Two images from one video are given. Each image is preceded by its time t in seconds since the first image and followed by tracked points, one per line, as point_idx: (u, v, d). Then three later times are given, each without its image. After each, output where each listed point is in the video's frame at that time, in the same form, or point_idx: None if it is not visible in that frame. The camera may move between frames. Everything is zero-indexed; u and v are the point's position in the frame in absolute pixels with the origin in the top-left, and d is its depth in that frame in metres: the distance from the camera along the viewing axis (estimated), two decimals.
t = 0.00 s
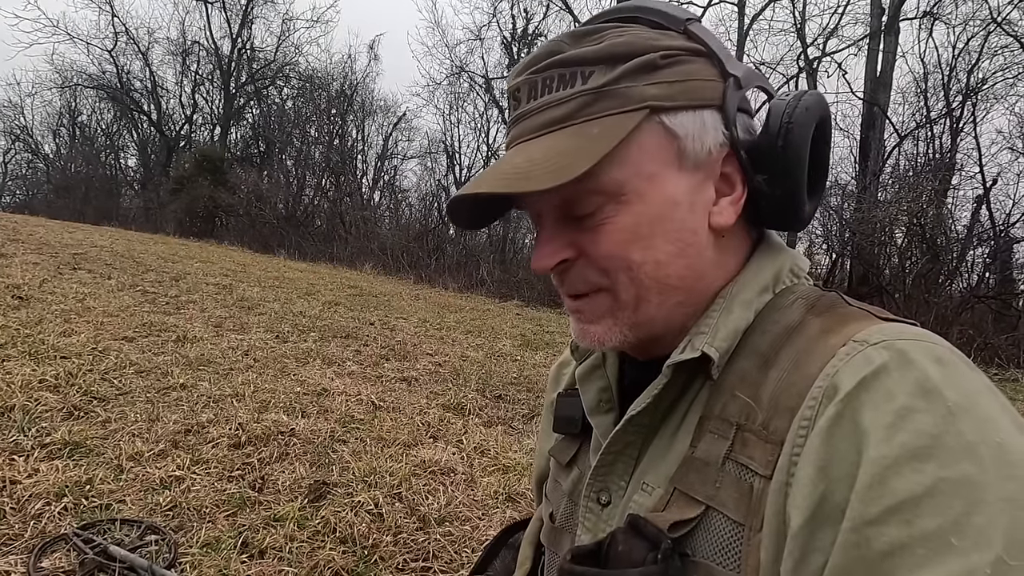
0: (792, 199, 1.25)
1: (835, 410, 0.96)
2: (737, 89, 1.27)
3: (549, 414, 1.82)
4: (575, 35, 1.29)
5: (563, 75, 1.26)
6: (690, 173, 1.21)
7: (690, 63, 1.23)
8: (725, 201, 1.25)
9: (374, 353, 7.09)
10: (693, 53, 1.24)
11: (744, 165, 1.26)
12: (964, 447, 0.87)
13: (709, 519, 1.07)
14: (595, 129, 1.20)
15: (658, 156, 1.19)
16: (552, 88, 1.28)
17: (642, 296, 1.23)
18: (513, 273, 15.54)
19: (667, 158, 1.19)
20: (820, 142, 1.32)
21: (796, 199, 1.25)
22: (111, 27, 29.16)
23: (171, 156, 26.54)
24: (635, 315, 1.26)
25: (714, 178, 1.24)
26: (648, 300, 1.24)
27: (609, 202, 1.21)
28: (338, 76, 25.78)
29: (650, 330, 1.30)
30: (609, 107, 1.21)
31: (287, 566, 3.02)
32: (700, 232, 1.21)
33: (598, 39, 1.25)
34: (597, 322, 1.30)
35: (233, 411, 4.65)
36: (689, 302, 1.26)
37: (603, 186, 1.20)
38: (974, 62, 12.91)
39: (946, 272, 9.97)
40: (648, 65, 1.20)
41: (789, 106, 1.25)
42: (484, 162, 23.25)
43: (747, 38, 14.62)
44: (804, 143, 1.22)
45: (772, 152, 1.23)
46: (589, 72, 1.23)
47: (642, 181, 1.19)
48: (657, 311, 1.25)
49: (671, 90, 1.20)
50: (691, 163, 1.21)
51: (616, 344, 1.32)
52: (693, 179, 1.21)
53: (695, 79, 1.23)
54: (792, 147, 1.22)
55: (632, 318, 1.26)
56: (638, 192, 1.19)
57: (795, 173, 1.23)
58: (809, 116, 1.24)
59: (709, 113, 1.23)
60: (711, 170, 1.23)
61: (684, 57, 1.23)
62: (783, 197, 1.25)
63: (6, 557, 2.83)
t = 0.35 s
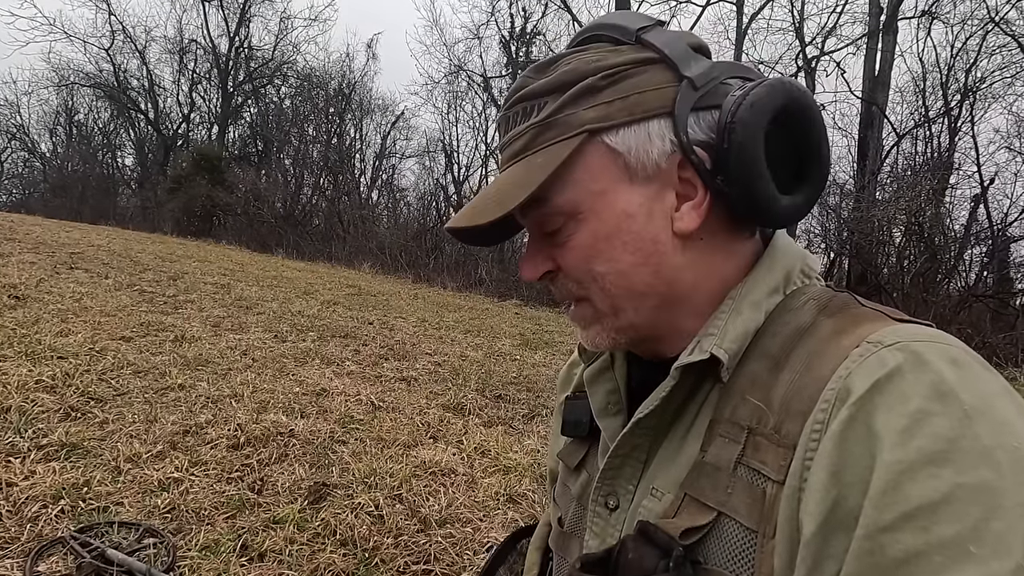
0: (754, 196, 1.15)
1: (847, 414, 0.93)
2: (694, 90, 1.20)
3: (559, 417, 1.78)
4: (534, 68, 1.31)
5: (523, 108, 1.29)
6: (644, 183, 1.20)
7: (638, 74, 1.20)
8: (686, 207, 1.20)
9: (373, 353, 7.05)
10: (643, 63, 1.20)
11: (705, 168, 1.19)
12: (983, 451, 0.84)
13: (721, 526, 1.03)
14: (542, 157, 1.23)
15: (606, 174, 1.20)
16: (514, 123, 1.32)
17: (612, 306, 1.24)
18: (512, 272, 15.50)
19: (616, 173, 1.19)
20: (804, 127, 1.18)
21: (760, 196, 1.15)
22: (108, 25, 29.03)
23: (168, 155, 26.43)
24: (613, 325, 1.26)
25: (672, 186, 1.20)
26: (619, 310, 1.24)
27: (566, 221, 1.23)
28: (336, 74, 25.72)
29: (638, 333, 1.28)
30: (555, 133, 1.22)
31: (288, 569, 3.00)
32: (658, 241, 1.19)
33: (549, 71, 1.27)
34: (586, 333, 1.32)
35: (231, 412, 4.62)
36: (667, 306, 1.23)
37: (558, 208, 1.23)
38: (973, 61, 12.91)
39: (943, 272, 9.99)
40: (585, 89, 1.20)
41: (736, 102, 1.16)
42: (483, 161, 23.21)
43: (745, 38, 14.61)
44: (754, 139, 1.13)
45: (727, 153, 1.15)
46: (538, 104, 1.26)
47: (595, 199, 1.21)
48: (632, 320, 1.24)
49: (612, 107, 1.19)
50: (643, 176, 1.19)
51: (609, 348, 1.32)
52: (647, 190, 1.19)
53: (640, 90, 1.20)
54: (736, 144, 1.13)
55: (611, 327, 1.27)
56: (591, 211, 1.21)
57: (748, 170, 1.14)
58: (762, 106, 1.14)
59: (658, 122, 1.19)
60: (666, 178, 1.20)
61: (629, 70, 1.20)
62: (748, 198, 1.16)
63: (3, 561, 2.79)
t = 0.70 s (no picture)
0: (758, 204, 1.12)
1: (861, 423, 0.91)
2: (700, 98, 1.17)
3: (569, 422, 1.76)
4: (543, 76, 1.29)
5: (531, 117, 1.28)
6: (647, 190, 1.17)
7: (643, 81, 1.17)
8: (690, 214, 1.17)
9: (371, 353, 7.03)
10: (647, 70, 1.17)
11: (708, 176, 1.16)
12: (999, 461, 0.82)
13: (733, 535, 1.01)
14: (547, 166, 1.21)
15: (609, 182, 1.18)
16: (523, 131, 1.31)
17: (617, 312, 1.22)
18: (510, 271, 15.46)
19: (619, 181, 1.18)
20: (813, 133, 1.15)
21: (763, 202, 1.12)
22: (104, 24, 28.89)
23: (165, 153, 26.32)
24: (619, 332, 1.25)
25: (675, 193, 1.18)
26: (625, 317, 1.22)
27: (571, 229, 1.22)
28: (334, 73, 25.66)
29: (645, 338, 1.27)
30: (559, 143, 1.21)
31: (286, 572, 2.97)
32: (662, 248, 1.17)
33: (556, 79, 1.25)
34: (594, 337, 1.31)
35: (229, 413, 4.59)
36: (673, 312, 1.22)
37: (564, 216, 1.22)
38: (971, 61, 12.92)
39: (940, 271, 10.00)
40: (589, 98, 1.18)
41: (738, 108, 1.13)
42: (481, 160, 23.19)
43: (743, 37, 14.59)
44: (756, 146, 1.10)
45: (730, 161, 1.12)
46: (545, 113, 1.24)
47: (599, 207, 1.19)
48: (638, 326, 1.23)
49: (615, 115, 1.17)
50: (646, 183, 1.17)
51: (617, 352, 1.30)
52: (650, 198, 1.17)
53: (644, 98, 1.17)
54: (739, 151, 1.10)
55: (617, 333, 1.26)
56: (595, 219, 1.19)
57: (750, 178, 1.10)
58: (764, 115, 1.11)
59: (660, 129, 1.17)
60: (669, 186, 1.17)
61: (634, 77, 1.17)
62: (752, 206, 1.13)
63: None
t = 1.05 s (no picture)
0: (760, 207, 1.11)
1: (862, 425, 0.90)
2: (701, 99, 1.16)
3: (570, 425, 1.75)
4: (546, 76, 1.29)
5: (533, 118, 1.28)
6: (649, 191, 1.17)
7: (646, 81, 1.17)
8: (693, 215, 1.17)
9: (370, 353, 7.02)
10: (650, 70, 1.17)
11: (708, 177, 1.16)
12: (1000, 463, 0.81)
13: (734, 537, 1.00)
14: (549, 167, 1.21)
15: (611, 183, 1.18)
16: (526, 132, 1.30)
17: (620, 313, 1.22)
18: (508, 271, 15.45)
19: (621, 181, 1.17)
20: (815, 132, 1.13)
21: (765, 204, 1.11)
22: (102, 23, 28.85)
23: (163, 153, 26.28)
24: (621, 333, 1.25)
25: (677, 195, 1.18)
26: (628, 317, 1.22)
27: (573, 230, 1.22)
28: (332, 73, 25.63)
29: (648, 340, 1.26)
30: (562, 145, 1.21)
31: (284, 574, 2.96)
32: (663, 249, 1.17)
33: (558, 79, 1.25)
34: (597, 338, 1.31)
35: (228, 414, 4.58)
36: (674, 313, 1.21)
37: (565, 216, 1.22)
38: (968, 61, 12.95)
39: (939, 271, 10.01)
40: (592, 99, 1.18)
41: (741, 109, 1.12)
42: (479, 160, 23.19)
43: (742, 37, 14.60)
44: (758, 147, 1.09)
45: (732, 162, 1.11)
46: (547, 115, 1.24)
47: (600, 208, 1.19)
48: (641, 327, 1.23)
49: (617, 116, 1.17)
50: (648, 183, 1.17)
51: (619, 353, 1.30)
52: (654, 197, 1.17)
53: (647, 98, 1.17)
54: (742, 153, 1.10)
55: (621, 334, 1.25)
56: (597, 219, 1.19)
57: (752, 179, 1.10)
58: (764, 116, 1.10)
59: (663, 130, 1.16)
60: (671, 187, 1.17)
61: (636, 77, 1.16)
62: (756, 207, 1.12)
63: None
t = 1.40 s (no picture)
0: (773, 207, 1.11)
1: (873, 428, 0.89)
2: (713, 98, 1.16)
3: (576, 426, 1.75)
4: (556, 73, 1.28)
5: (541, 114, 1.27)
6: (659, 190, 1.16)
7: (656, 79, 1.16)
8: (702, 215, 1.16)
9: (372, 354, 7.02)
10: (660, 69, 1.16)
11: (718, 177, 1.15)
12: (1016, 465, 0.80)
13: (744, 538, 0.99)
14: (556, 163, 1.20)
15: (621, 181, 1.17)
16: (534, 127, 1.29)
17: (627, 313, 1.21)
18: (511, 272, 15.46)
19: (631, 180, 1.16)
20: (825, 133, 1.13)
21: (778, 206, 1.10)
22: (104, 25, 28.89)
23: (166, 155, 26.32)
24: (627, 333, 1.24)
25: (688, 195, 1.17)
26: (634, 318, 1.21)
27: (579, 228, 1.21)
28: (334, 74, 25.67)
29: (655, 341, 1.26)
30: (570, 141, 1.20)
31: None
32: (673, 249, 1.16)
33: (567, 77, 1.24)
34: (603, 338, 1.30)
35: (231, 415, 4.57)
36: (683, 313, 1.20)
37: (572, 214, 1.21)
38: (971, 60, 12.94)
39: (942, 270, 10.01)
40: (602, 95, 1.17)
41: (754, 108, 1.12)
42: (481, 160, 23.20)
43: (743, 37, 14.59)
44: (771, 146, 1.09)
45: (744, 163, 1.11)
46: (556, 111, 1.23)
47: (609, 206, 1.18)
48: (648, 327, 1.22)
49: (628, 113, 1.16)
50: (658, 182, 1.16)
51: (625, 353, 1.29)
52: (664, 196, 1.16)
53: (658, 96, 1.16)
54: (755, 153, 1.09)
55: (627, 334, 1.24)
56: (605, 216, 1.18)
57: (764, 179, 1.09)
58: (775, 117, 1.09)
59: (674, 129, 1.16)
60: (681, 186, 1.16)
61: (647, 76, 1.16)
62: (766, 208, 1.11)
63: None
